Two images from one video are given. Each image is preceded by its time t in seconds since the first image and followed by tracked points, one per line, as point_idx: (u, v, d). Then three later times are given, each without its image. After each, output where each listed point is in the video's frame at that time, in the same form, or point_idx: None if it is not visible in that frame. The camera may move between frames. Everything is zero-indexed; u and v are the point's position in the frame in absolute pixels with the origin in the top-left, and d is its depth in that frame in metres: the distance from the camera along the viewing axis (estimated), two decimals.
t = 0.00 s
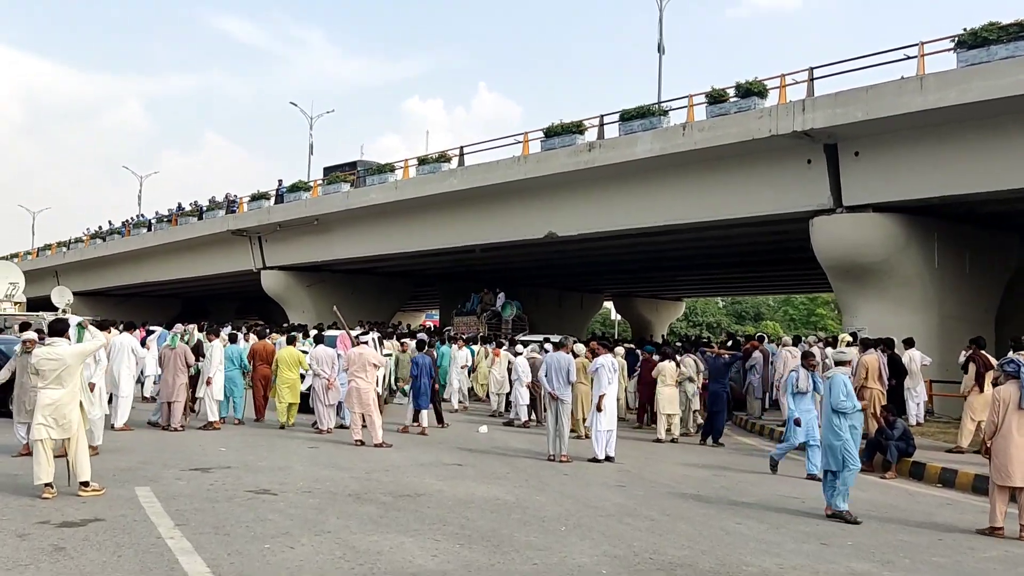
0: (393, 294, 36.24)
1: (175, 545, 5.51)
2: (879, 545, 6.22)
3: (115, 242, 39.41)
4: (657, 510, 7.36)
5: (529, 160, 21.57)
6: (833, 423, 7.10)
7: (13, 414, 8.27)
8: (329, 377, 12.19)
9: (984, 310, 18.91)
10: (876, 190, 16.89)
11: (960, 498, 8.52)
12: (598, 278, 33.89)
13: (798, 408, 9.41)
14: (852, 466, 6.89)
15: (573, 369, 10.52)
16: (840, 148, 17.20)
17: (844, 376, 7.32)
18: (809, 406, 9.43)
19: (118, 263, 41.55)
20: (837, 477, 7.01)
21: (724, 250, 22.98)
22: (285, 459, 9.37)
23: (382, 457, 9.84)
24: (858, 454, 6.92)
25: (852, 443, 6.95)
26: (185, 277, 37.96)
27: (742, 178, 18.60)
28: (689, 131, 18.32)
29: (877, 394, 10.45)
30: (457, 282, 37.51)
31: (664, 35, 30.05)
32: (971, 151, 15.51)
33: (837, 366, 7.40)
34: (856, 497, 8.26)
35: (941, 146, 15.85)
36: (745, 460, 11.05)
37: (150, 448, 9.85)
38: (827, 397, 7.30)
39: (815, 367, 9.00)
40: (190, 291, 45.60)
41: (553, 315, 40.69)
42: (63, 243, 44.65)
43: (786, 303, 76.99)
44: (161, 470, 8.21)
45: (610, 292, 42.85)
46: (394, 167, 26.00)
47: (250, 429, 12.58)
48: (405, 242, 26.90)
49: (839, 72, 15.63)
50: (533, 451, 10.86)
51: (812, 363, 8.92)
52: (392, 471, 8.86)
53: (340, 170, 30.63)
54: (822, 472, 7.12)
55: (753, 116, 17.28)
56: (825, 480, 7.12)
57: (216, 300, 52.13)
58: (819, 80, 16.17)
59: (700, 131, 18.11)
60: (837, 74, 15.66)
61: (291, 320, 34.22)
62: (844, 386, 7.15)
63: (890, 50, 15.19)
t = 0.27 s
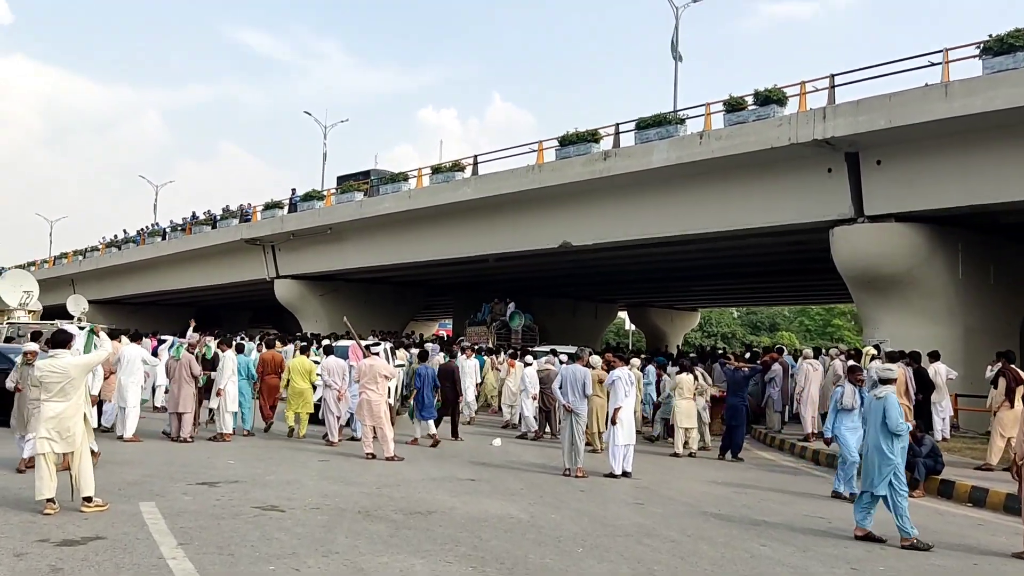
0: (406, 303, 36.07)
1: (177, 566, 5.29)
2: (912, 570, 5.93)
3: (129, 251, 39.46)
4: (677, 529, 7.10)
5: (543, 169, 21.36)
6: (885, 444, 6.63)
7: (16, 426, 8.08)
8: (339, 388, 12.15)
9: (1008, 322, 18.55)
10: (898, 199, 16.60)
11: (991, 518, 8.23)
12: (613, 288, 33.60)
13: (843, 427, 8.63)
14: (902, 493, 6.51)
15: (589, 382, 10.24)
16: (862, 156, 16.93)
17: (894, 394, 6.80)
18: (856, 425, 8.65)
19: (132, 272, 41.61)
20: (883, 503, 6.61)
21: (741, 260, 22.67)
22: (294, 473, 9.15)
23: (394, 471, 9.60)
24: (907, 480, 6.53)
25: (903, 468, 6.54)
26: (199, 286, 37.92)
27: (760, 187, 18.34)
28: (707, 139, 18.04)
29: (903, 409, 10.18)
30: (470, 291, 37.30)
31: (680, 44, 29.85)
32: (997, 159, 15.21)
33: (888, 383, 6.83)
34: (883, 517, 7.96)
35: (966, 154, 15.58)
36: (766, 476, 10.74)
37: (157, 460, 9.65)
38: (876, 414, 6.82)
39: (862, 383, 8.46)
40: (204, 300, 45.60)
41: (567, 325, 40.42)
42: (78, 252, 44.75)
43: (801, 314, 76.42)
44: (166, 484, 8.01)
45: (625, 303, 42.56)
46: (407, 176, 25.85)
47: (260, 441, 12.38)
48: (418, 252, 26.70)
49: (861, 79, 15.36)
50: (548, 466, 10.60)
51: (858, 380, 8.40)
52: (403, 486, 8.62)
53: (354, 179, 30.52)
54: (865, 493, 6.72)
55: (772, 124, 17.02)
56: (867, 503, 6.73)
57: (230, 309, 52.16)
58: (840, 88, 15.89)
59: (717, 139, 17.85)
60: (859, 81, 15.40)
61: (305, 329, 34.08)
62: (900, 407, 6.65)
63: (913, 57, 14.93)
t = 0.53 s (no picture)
0: (417, 311, 35.86)
1: None
2: None
3: (141, 258, 39.44)
4: (696, 547, 6.81)
5: (556, 177, 21.14)
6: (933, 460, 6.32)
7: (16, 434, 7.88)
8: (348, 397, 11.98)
9: None
10: (919, 207, 16.28)
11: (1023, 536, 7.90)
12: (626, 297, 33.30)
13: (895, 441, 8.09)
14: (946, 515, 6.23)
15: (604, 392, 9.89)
16: (881, 164, 16.63)
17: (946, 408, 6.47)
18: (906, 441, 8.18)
19: (143, 279, 41.59)
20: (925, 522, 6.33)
21: (756, 269, 22.36)
22: (301, 484, 8.91)
23: (402, 483, 9.34)
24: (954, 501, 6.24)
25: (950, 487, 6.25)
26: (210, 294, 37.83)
27: (777, 195, 18.05)
28: (722, 146, 17.80)
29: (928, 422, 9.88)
30: (481, 300, 37.06)
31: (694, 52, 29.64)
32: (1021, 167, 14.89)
33: (938, 397, 6.49)
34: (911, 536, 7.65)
35: (989, 162, 15.25)
36: (786, 491, 10.41)
37: (161, 470, 9.43)
38: (926, 428, 6.48)
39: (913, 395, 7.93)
40: (214, 307, 45.55)
41: (579, 335, 40.14)
42: (90, 259, 44.79)
43: (814, 325, 75.92)
44: (168, 495, 7.77)
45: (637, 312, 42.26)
46: (419, 184, 25.68)
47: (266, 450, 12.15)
48: (429, 260, 26.48)
49: (881, 85, 15.07)
50: (561, 478, 10.31)
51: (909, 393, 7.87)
52: (411, 499, 8.36)
53: (365, 186, 30.38)
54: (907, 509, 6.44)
55: (789, 131, 16.75)
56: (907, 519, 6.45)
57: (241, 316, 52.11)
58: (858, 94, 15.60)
59: (733, 146, 17.59)
60: (878, 87, 15.11)
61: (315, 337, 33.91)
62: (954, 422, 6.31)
63: (935, 62, 14.65)
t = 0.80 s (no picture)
0: (424, 321, 35.63)
1: None
2: None
3: (147, 265, 39.30)
4: (716, 570, 6.51)
5: (565, 186, 20.89)
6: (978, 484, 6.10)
7: (12, 446, 7.62)
8: (351, 409, 11.68)
9: None
10: (937, 220, 16.00)
11: None
12: (635, 308, 33.03)
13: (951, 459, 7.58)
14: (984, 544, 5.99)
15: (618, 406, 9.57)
16: (898, 175, 16.35)
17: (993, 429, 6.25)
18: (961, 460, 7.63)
19: (150, 286, 41.44)
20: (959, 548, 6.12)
21: (768, 280, 22.05)
22: (305, 498, 8.63)
23: (409, 498, 9.06)
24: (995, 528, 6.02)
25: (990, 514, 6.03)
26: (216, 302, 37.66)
27: (791, 205, 17.77)
28: (736, 156, 17.54)
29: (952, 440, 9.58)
30: (489, 310, 36.81)
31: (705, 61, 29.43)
32: None
33: (987, 418, 6.25)
34: (938, 560, 7.33)
35: (1009, 174, 15.00)
36: (803, 511, 10.10)
37: (161, 482, 9.17)
38: (972, 450, 6.24)
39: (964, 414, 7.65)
40: (221, 315, 45.39)
41: (587, 346, 39.83)
42: (97, 266, 44.70)
43: (823, 337, 75.46)
44: (168, 510, 7.50)
45: (645, 323, 41.96)
46: (427, 192, 25.46)
47: (269, 461, 11.87)
48: (437, 269, 26.24)
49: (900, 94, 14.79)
50: (572, 494, 10.02)
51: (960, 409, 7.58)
52: (419, 516, 8.08)
53: (373, 195, 30.19)
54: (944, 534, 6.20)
55: (804, 141, 16.48)
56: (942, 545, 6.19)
57: (247, 325, 51.95)
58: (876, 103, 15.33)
59: (747, 156, 17.34)
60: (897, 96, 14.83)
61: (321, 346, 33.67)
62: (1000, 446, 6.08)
63: (955, 71, 14.39)
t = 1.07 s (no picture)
0: (430, 330, 35.45)
1: None
2: None
3: (153, 272, 39.22)
4: None
5: (575, 194, 20.73)
6: None
7: (15, 456, 7.44)
8: (356, 417, 11.58)
9: None
10: (952, 230, 15.78)
11: None
12: (643, 317, 32.83)
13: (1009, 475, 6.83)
14: None
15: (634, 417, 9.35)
16: (913, 184, 16.13)
17: None
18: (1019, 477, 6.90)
19: (156, 294, 41.35)
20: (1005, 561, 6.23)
21: (779, 290, 21.85)
22: (314, 510, 8.44)
23: (421, 511, 8.85)
24: None
25: None
26: (222, 310, 37.55)
27: (804, 214, 17.58)
28: (748, 164, 17.37)
29: (975, 454, 9.36)
30: (496, 319, 36.63)
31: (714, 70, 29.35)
32: None
33: None
34: None
35: None
36: (822, 526, 9.86)
37: (166, 494, 8.98)
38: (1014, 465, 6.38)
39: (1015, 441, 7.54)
40: (226, 323, 45.27)
41: (594, 355, 39.63)
42: (103, 273, 44.66)
43: (830, 348, 75.17)
44: (174, 523, 7.31)
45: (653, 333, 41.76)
46: (435, 201, 25.32)
47: (276, 471, 11.69)
48: (444, 278, 26.08)
49: (915, 102, 14.60)
50: (585, 507, 9.80)
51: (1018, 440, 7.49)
52: (431, 529, 7.87)
53: (380, 202, 30.08)
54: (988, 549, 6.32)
55: (817, 149, 16.28)
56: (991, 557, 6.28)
57: (253, 333, 51.84)
58: (891, 111, 15.14)
59: (759, 164, 17.16)
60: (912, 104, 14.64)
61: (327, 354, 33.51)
62: None
63: (972, 79, 14.20)
